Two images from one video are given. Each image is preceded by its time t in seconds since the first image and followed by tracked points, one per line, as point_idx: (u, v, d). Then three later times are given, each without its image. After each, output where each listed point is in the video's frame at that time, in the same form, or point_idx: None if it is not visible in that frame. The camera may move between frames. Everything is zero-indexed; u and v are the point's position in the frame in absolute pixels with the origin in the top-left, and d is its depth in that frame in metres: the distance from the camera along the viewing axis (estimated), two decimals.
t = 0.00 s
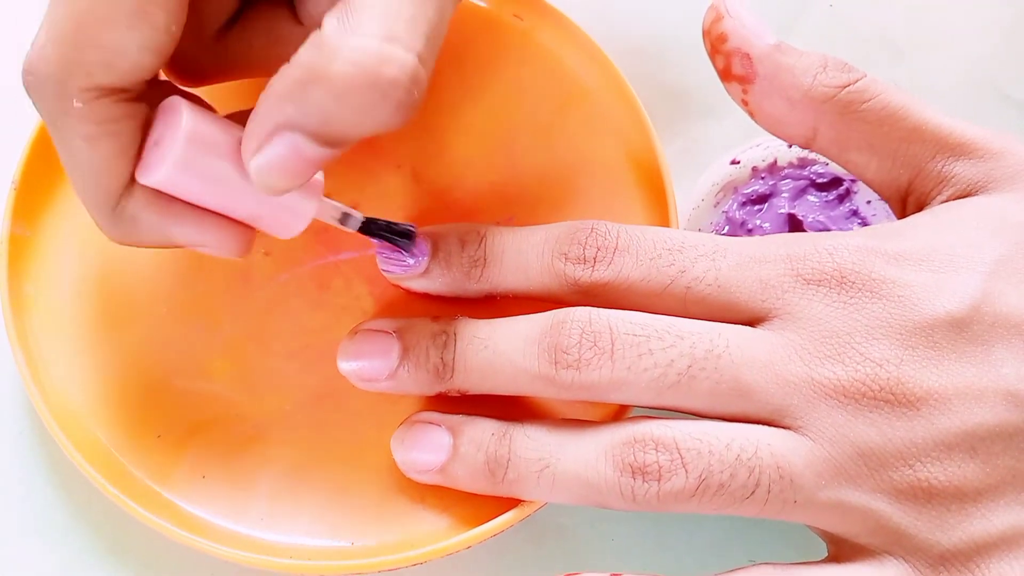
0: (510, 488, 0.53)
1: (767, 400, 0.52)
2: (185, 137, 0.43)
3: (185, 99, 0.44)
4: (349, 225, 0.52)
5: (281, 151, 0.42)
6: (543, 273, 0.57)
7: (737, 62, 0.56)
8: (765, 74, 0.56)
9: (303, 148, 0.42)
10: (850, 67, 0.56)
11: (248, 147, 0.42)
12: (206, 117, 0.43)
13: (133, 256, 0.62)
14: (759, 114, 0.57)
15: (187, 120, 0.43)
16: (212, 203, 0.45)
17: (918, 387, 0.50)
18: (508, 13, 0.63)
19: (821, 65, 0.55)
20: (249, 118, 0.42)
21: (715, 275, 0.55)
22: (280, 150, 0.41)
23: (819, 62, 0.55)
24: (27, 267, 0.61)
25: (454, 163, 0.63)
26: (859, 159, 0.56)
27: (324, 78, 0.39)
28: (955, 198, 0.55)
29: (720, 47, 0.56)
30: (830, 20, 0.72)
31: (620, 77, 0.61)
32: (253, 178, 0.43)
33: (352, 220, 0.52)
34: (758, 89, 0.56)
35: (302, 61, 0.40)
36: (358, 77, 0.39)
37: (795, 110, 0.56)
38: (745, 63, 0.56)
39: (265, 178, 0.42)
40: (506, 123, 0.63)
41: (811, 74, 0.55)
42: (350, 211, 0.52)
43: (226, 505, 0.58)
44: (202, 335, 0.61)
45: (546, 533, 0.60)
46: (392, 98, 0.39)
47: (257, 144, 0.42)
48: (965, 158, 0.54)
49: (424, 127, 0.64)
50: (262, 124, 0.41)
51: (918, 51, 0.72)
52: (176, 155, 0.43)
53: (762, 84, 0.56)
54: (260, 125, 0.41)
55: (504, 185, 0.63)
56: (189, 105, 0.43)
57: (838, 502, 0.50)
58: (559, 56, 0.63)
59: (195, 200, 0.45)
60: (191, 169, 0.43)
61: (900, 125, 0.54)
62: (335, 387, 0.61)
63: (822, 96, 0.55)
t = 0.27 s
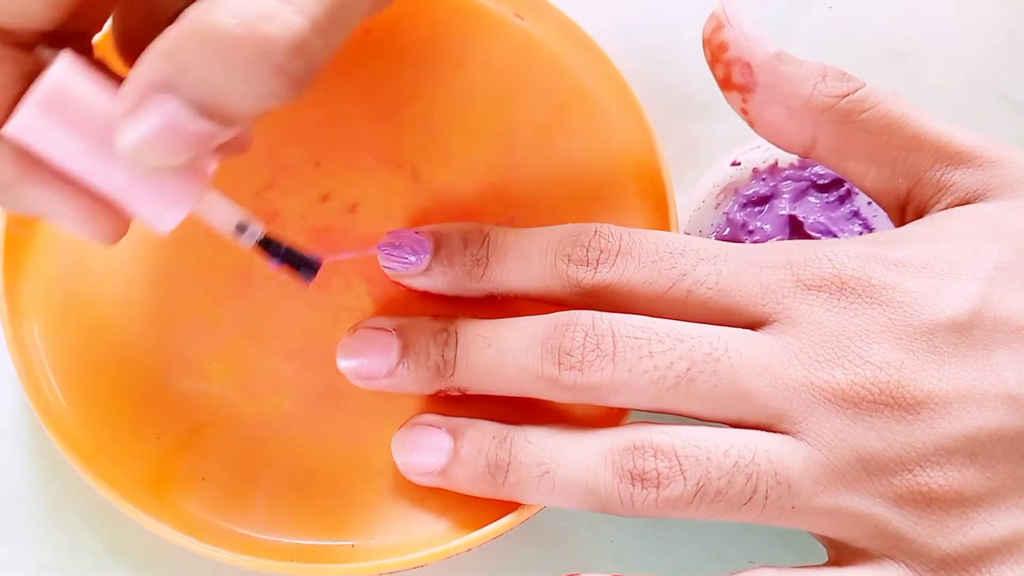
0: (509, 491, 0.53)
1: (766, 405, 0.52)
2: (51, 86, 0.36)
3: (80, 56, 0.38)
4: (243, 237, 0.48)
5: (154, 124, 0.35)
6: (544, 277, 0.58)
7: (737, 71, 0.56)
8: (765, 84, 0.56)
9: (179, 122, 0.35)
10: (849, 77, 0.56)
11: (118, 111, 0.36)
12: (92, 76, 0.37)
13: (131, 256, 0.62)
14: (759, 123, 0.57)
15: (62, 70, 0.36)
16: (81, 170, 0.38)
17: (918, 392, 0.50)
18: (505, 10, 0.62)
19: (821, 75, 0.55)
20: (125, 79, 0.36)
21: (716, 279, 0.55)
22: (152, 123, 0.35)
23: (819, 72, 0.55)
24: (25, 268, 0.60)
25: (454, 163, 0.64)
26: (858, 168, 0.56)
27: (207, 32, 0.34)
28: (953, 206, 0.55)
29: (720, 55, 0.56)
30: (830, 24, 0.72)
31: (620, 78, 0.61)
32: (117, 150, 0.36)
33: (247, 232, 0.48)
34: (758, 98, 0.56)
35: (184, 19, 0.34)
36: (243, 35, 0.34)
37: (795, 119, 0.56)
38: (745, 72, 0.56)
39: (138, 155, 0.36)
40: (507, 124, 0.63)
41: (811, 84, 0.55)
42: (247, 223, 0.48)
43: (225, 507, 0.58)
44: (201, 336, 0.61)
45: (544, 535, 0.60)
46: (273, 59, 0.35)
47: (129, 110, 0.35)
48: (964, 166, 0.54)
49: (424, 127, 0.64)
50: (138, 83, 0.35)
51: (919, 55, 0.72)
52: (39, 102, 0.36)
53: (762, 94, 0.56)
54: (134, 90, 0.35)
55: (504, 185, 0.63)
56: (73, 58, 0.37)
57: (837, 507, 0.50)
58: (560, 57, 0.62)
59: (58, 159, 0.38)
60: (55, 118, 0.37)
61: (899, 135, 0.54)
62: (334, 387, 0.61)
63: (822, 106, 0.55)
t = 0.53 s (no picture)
0: (507, 490, 0.53)
1: (764, 401, 0.52)
2: (32, 179, 0.38)
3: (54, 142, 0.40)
4: (245, 301, 0.48)
5: (129, 209, 0.34)
6: (541, 274, 0.57)
7: (735, 64, 0.56)
8: (763, 77, 0.55)
9: (156, 203, 0.34)
10: (849, 70, 0.55)
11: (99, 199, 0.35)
12: (69, 164, 0.39)
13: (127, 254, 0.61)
14: (758, 116, 0.57)
15: (38, 161, 0.39)
16: (65, 257, 0.40)
17: (917, 386, 0.50)
18: (505, 10, 0.62)
19: (820, 68, 0.55)
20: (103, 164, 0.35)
21: (714, 275, 0.55)
22: (128, 205, 0.34)
23: (818, 65, 0.55)
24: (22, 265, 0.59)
25: (452, 162, 0.64)
26: (858, 162, 0.56)
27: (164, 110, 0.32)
28: (954, 199, 0.55)
29: (718, 49, 0.56)
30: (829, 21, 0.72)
31: (618, 75, 0.60)
32: (104, 232, 0.35)
33: (248, 295, 0.47)
34: (756, 91, 0.56)
35: (145, 99, 0.33)
36: (196, 109, 0.32)
37: (794, 112, 0.55)
38: (744, 65, 0.56)
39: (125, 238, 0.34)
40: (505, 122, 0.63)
41: (810, 76, 0.55)
42: (247, 286, 0.47)
43: (221, 506, 0.57)
44: (198, 335, 0.62)
45: (543, 533, 0.60)
46: (233, 131, 0.32)
47: (104, 195, 0.34)
48: (964, 159, 0.54)
49: (423, 126, 0.64)
50: (111, 169, 0.34)
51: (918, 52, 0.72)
52: (22, 199, 0.39)
53: (761, 87, 0.56)
54: (107, 175, 0.34)
55: (501, 183, 0.63)
56: (49, 147, 0.39)
57: (835, 503, 0.50)
58: (558, 55, 0.62)
59: (47, 249, 0.40)
60: (39, 208, 0.39)
61: (899, 128, 0.54)
62: (332, 386, 0.61)
63: (821, 99, 0.54)
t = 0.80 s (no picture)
0: (508, 492, 0.53)
1: (764, 402, 0.52)
2: (108, 238, 0.42)
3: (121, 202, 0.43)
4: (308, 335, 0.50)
5: (199, 259, 0.38)
6: (541, 276, 0.57)
7: (733, 66, 0.56)
8: (761, 79, 0.55)
9: (223, 254, 0.38)
10: (846, 72, 0.55)
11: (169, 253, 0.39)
12: (141, 222, 0.43)
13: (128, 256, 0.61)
14: (756, 119, 0.57)
15: (112, 222, 0.42)
16: (142, 306, 0.43)
17: (917, 387, 0.50)
18: (506, 14, 0.63)
19: (818, 70, 0.55)
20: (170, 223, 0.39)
21: (714, 276, 0.55)
22: (199, 257, 0.38)
23: (816, 67, 0.55)
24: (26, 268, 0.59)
25: (453, 164, 0.64)
26: (857, 165, 0.56)
27: (228, 173, 0.35)
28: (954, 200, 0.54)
29: (716, 51, 0.56)
30: (828, 23, 0.72)
31: (618, 79, 0.61)
32: (178, 284, 0.39)
33: (312, 329, 0.50)
34: (754, 94, 0.56)
35: (207, 160, 0.36)
36: (257, 169, 0.35)
37: (791, 115, 0.56)
38: (741, 68, 0.56)
39: (192, 286, 0.39)
40: (504, 125, 0.63)
41: (808, 79, 0.55)
42: (310, 319, 0.50)
43: (224, 508, 0.57)
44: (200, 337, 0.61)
45: (545, 535, 0.60)
46: (292, 188, 0.36)
47: (176, 249, 0.38)
48: (963, 161, 0.54)
49: (424, 130, 0.64)
50: (180, 226, 0.38)
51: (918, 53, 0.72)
52: (99, 256, 0.42)
53: (759, 89, 0.56)
54: (177, 230, 0.38)
55: (501, 186, 0.63)
56: (122, 208, 0.42)
57: (836, 504, 0.50)
58: (558, 58, 0.63)
59: (124, 302, 0.43)
60: (115, 264, 0.42)
61: (897, 130, 0.54)
62: (333, 389, 0.61)
63: (819, 101, 0.55)
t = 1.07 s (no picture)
0: (508, 491, 0.53)
1: (766, 403, 0.52)
2: (117, 243, 0.42)
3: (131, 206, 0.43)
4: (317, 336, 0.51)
5: (209, 261, 0.39)
6: (542, 275, 0.57)
7: (735, 69, 0.56)
8: (763, 82, 0.55)
9: (233, 256, 0.39)
10: (848, 75, 0.55)
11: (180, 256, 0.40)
12: (149, 225, 0.43)
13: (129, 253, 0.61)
14: (758, 122, 0.57)
15: (122, 226, 0.42)
16: (151, 310, 0.44)
17: (919, 389, 0.50)
18: (507, 14, 0.63)
19: (820, 73, 0.55)
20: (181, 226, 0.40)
21: (715, 276, 0.55)
22: (208, 258, 0.39)
23: (818, 70, 0.55)
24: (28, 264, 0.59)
25: (454, 164, 0.63)
26: (858, 167, 0.56)
27: (237, 177, 0.36)
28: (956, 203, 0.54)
29: (718, 54, 0.56)
30: (830, 23, 0.72)
31: (621, 79, 0.61)
32: (189, 288, 0.40)
33: (319, 330, 0.51)
34: (756, 96, 0.56)
35: (217, 164, 0.37)
36: (267, 173, 0.36)
37: (793, 118, 0.55)
38: (743, 70, 0.56)
39: (201, 289, 0.40)
40: (506, 124, 0.63)
41: (810, 82, 0.55)
42: (319, 320, 0.50)
43: (225, 506, 0.57)
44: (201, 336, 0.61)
45: (545, 534, 0.60)
46: (303, 190, 0.37)
47: (186, 252, 0.39)
48: (965, 164, 0.54)
49: (425, 129, 0.64)
50: (190, 231, 0.39)
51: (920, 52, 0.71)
52: (109, 260, 0.42)
53: (761, 92, 0.56)
54: (187, 233, 0.39)
55: (502, 185, 0.63)
56: (130, 213, 0.43)
57: (838, 506, 0.50)
58: (560, 57, 0.63)
59: (133, 305, 0.44)
60: (125, 268, 0.42)
61: (899, 133, 0.54)
62: (333, 387, 0.61)
63: (821, 104, 0.55)
